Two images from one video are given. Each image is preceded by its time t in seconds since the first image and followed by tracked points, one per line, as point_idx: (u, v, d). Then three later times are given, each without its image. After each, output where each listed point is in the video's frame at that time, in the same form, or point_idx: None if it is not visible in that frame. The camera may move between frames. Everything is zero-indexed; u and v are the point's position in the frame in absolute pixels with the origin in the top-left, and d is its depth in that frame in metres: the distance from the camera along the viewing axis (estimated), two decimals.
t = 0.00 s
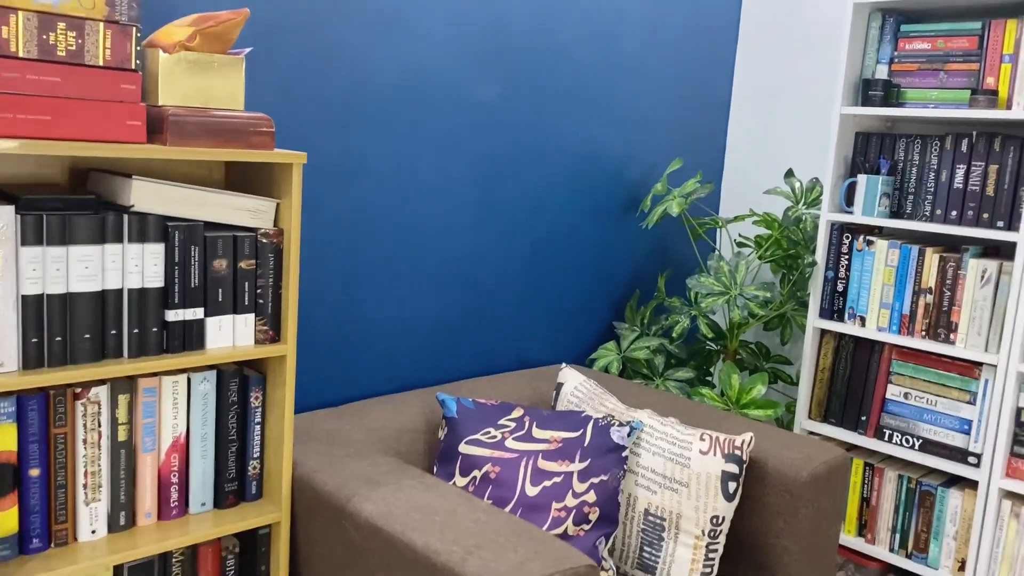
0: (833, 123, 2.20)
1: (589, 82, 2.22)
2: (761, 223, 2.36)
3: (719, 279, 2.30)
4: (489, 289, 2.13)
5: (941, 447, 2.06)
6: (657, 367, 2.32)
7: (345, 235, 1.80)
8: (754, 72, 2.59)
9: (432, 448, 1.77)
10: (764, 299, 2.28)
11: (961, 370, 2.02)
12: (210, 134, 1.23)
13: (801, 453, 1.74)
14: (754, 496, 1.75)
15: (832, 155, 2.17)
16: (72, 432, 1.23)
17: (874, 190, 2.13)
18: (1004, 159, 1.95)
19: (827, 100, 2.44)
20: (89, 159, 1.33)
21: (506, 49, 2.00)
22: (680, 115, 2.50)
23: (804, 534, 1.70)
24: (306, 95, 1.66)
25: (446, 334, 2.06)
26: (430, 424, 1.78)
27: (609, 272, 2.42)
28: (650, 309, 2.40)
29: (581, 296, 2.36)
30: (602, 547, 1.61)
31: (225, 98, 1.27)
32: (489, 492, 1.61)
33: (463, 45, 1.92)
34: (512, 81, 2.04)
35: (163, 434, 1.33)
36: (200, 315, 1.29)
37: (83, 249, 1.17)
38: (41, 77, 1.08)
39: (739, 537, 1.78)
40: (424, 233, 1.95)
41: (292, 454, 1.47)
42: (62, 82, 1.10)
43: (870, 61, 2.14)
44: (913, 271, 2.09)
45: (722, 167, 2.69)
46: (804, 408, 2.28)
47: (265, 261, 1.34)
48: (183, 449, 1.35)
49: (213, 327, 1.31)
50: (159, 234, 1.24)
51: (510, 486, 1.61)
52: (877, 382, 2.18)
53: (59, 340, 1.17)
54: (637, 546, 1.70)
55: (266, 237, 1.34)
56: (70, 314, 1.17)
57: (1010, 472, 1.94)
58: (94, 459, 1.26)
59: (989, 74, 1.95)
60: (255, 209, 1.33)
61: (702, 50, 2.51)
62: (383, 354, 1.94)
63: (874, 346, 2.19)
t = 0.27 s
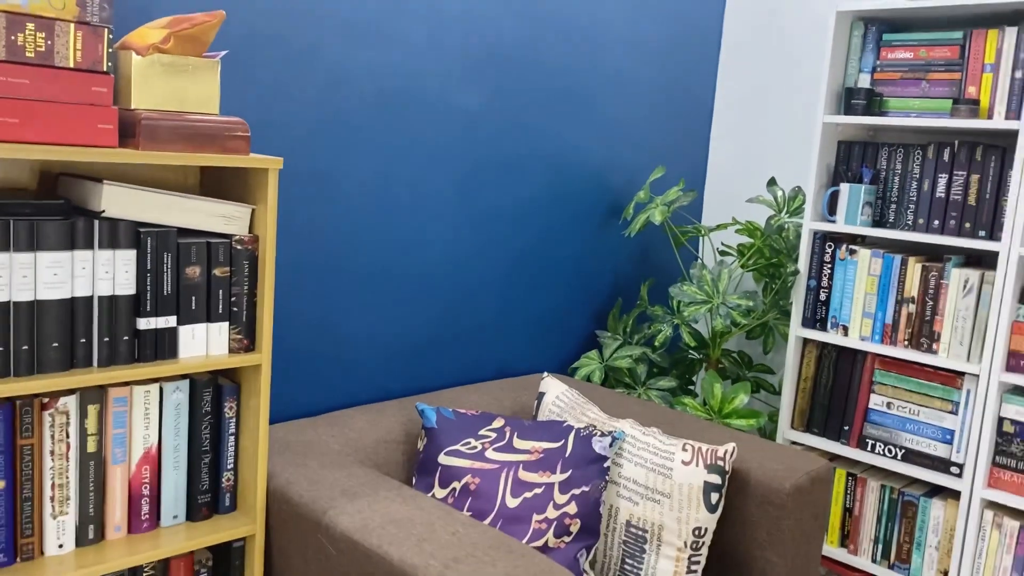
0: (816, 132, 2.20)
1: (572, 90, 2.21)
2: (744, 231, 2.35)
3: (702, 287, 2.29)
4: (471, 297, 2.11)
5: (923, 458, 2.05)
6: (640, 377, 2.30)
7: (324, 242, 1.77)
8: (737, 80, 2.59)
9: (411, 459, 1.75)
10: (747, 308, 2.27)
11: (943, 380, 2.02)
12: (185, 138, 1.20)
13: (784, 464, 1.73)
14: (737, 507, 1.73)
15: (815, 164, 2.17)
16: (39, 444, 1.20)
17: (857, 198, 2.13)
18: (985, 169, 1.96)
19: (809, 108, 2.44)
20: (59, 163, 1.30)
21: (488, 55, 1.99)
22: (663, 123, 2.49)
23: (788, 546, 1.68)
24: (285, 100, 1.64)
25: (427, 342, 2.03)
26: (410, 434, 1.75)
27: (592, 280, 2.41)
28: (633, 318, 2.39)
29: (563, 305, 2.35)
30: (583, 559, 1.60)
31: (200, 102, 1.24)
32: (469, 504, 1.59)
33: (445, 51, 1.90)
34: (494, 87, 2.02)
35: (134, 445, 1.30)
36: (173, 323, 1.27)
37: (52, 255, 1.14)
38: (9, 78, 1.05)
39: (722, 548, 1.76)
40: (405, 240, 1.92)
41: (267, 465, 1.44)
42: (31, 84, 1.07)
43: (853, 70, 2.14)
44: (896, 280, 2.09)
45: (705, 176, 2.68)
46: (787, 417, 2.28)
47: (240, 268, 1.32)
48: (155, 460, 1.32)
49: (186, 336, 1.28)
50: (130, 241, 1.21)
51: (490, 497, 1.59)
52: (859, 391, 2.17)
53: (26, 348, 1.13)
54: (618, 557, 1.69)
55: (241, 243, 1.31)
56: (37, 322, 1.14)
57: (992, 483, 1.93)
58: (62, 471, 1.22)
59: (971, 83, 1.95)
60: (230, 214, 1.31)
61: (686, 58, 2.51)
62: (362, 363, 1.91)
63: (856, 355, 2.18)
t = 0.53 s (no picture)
0: (821, 127, 2.18)
1: (574, 83, 2.19)
2: (746, 227, 2.33)
3: (705, 284, 2.27)
4: (472, 292, 2.09)
5: (927, 456, 2.04)
6: (641, 374, 2.29)
7: (323, 236, 1.75)
8: (740, 75, 2.57)
9: (411, 455, 1.73)
10: (750, 304, 2.26)
11: (948, 377, 2.00)
12: (182, 128, 1.18)
13: (788, 461, 1.72)
14: (740, 504, 1.71)
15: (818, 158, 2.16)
16: (33, 438, 1.18)
17: (861, 195, 2.12)
18: (992, 164, 1.94)
19: (813, 104, 2.42)
20: (54, 154, 1.28)
21: (489, 48, 1.97)
22: (666, 118, 2.48)
23: (791, 544, 1.67)
24: (284, 92, 1.62)
25: (427, 337, 2.01)
26: (409, 430, 1.74)
27: (594, 276, 2.39)
28: (635, 314, 2.37)
29: (564, 301, 2.33)
30: (585, 557, 1.58)
31: (198, 91, 1.22)
32: (469, 501, 1.57)
33: (445, 43, 1.88)
34: (495, 80, 2.00)
35: (130, 440, 1.28)
36: (170, 316, 1.25)
37: (47, 246, 1.12)
38: (2, 65, 1.03)
39: (725, 546, 1.74)
40: (405, 235, 1.91)
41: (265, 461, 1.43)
42: (25, 72, 1.05)
43: (857, 64, 2.12)
44: (900, 277, 2.07)
45: (707, 171, 2.66)
46: (790, 414, 2.26)
47: (238, 261, 1.30)
48: (152, 455, 1.30)
49: (184, 329, 1.26)
50: (127, 232, 1.19)
51: (491, 495, 1.57)
52: (863, 388, 2.16)
53: (20, 341, 1.11)
54: (620, 555, 1.67)
55: (239, 235, 1.29)
56: (31, 314, 1.12)
57: (997, 481, 1.92)
58: (57, 466, 1.20)
59: (977, 77, 1.93)
60: (228, 206, 1.29)
61: (688, 53, 2.49)
62: (362, 358, 1.89)
63: (860, 353, 2.17)
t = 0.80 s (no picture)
0: (828, 126, 2.17)
1: (580, 84, 2.19)
2: (754, 227, 2.33)
3: (712, 283, 2.27)
4: (479, 293, 2.09)
5: (937, 455, 2.03)
6: (649, 374, 2.28)
7: (330, 238, 1.76)
8: (747, 74, 2.57)
9: (418, 456, 1.73)
10: (758, 304, 2.25)
11: (957, 376, 1.99)
12: (188, 131, 1.19)
13: (797, 461, 1.71)
14: (748, 504, 1.71)
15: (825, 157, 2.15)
16: (43, 440, 1.19)
17: (869, 194, 2.11)
18: (1000, 162, 1.93)
19: (821, 103, 2.41)
20: (62, 158, 1.29)
21: (495, 49, 1.97)
22: (672, 117, 2.47)
23: (799, 544, 1.66)
24: (290, 94, 1.63)
25: (434, 338, 2.02)
26: (417, 431, 1.74)
27: (601, 276, 2.39)
28: (642, 314, 2.37)
29: (571, 302, 2.33)
30: (593, 558, 1.57)
31: (204, 95, 1.23)
32: (477, 502, 1.57)
33: (451, 45, 1.88)
34: (501, 81, 2.01)
35: (139, 442, 1.28)
36: (178, 319, 1.25)
37: (55, 249, 1.13)
38: (10, 70, 1.04)
39: (733, 546, 1.74)
40: (412, 237, 1.91)
41: (273, 463, 1.43)
42: (32, 76, 1.06)
43: (864, 63, 2.12)
44: (908, 276, 2.06)
45: (714, 171, 2.66)
46: (798, 414, 2.25)
47: (245, 263, 1.30)
48: (160, 457, 1.31)
49: (191, 331, 1.27)
50: (134, 235, 1.20)
51: (498, 495, 1.57)
52: (872, 388, 2.15)
53: (29, 344, 1.12)
54: (628, 556, 1.67)
55: (246, 238, 1.30)
56: (40, 318, 1.13)
57: (1007, 480, 1.91)
58: (66, 468, 1.21)
59: (985, 75, 1.92)
60: (234, 209, 1.29)
61: (695, 52, 2.48)
62: (369, 359, 1.90)
63: (868, 353, 2.16)
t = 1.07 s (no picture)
0: (850, 139, 2.17)
1: (601, 99, 2.19)
2: (776, 240, 2.32)
3: (735, 297, 2.26)
4: (501, 308, 2.10)
5: (964, 471, 2.00)
6: (672, 389, 2.28)
7: (354, 256, 1.77)
8: (768, 87, 2.56)
9: (442, 472, 1.74)
10: (782, 318, 2.24)
11: (984, 391, 1.97)
12: (216, 154, 1.21)
13: (822, 477, 1.70)
14: (773, 521, 1.70)
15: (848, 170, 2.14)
16: (73, 460, 1.20)
17: (892, 207, 2.09)
18: None
19: (843, 115, 2.40)
20: (92, 180, 1.31)
21: (516, 66, 1.99)
22: (693, 131, 2.47)
23: (825, 561, 1.64)
24: (314, 114, 1.64)
25: (457, 353, 2.02)
26: (440, 447, 1.74)
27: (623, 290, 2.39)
28: (665, 328, 2.36)
29: (593, 316, 2.33)
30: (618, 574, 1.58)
31: (230, 117, 1.24)
32: (501, 519, 1.57)
33: (473, 62, 1.90)
34: (522, 98, 2.02)
35: (167, 460, 1.30)
36: (206, 338, 1.27)
37: (86, 271, 1.14)
38: (43, 96, 1.06)
39: (759, 563, 1.73)
40: (435, 253, 1.92)
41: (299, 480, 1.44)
42: (65, 102, 1.08)
43: (886, 76, 2.11)
44: (933, 289, 2.05)
45: (736, 184, 2.65)
46: (822, 429, 2.24)
47: (272, 282, 1.32)
48: (188, 475, 1.32)
49: (219, 350, 1.28)
50: (163, 256, 1.21)
51: (523, 512, 1.57)
52: (897, 402, 2.13)
53: (61, 364, 1.14)
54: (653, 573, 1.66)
55: (273, 258, 1.31)
56: (72, 339, 1.15)
57: None
58: (96, 487, 1.23)
59: (1009, 88, 1.91)
60: (262, 229, 1.31)
61: (715, 66, 2.48)
62: (392, 375, 1.90)
63: (893, 367, 2.14)
